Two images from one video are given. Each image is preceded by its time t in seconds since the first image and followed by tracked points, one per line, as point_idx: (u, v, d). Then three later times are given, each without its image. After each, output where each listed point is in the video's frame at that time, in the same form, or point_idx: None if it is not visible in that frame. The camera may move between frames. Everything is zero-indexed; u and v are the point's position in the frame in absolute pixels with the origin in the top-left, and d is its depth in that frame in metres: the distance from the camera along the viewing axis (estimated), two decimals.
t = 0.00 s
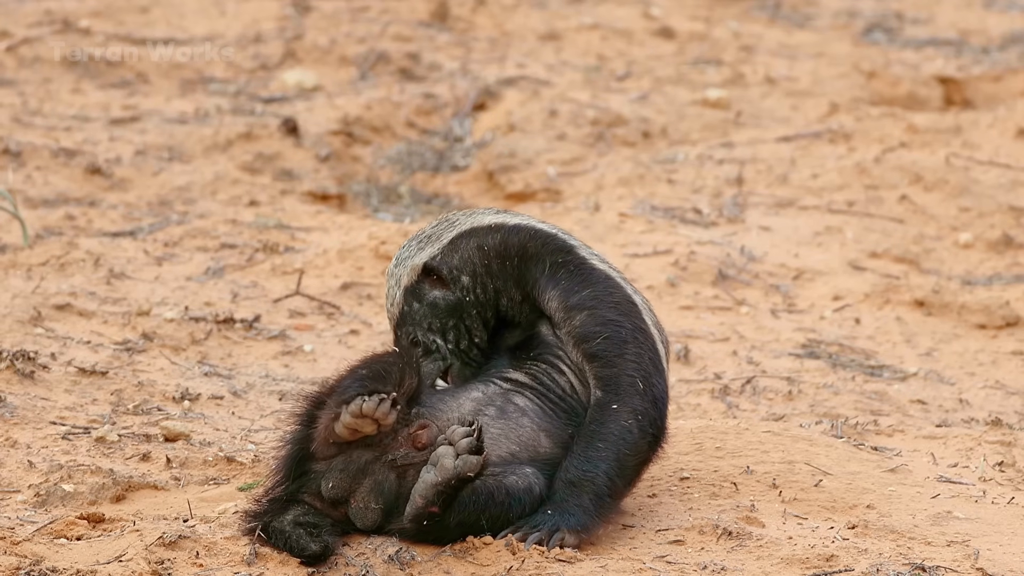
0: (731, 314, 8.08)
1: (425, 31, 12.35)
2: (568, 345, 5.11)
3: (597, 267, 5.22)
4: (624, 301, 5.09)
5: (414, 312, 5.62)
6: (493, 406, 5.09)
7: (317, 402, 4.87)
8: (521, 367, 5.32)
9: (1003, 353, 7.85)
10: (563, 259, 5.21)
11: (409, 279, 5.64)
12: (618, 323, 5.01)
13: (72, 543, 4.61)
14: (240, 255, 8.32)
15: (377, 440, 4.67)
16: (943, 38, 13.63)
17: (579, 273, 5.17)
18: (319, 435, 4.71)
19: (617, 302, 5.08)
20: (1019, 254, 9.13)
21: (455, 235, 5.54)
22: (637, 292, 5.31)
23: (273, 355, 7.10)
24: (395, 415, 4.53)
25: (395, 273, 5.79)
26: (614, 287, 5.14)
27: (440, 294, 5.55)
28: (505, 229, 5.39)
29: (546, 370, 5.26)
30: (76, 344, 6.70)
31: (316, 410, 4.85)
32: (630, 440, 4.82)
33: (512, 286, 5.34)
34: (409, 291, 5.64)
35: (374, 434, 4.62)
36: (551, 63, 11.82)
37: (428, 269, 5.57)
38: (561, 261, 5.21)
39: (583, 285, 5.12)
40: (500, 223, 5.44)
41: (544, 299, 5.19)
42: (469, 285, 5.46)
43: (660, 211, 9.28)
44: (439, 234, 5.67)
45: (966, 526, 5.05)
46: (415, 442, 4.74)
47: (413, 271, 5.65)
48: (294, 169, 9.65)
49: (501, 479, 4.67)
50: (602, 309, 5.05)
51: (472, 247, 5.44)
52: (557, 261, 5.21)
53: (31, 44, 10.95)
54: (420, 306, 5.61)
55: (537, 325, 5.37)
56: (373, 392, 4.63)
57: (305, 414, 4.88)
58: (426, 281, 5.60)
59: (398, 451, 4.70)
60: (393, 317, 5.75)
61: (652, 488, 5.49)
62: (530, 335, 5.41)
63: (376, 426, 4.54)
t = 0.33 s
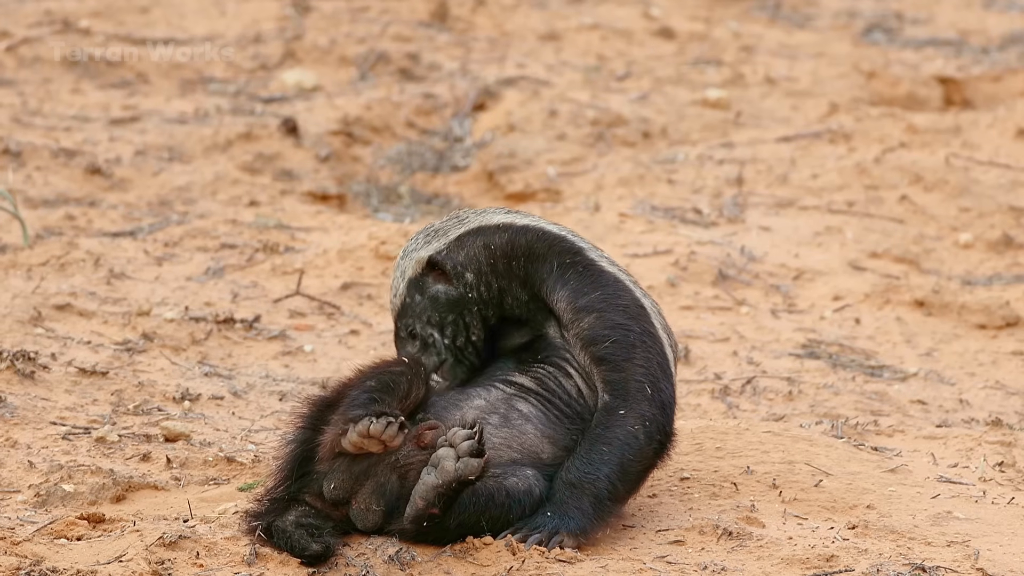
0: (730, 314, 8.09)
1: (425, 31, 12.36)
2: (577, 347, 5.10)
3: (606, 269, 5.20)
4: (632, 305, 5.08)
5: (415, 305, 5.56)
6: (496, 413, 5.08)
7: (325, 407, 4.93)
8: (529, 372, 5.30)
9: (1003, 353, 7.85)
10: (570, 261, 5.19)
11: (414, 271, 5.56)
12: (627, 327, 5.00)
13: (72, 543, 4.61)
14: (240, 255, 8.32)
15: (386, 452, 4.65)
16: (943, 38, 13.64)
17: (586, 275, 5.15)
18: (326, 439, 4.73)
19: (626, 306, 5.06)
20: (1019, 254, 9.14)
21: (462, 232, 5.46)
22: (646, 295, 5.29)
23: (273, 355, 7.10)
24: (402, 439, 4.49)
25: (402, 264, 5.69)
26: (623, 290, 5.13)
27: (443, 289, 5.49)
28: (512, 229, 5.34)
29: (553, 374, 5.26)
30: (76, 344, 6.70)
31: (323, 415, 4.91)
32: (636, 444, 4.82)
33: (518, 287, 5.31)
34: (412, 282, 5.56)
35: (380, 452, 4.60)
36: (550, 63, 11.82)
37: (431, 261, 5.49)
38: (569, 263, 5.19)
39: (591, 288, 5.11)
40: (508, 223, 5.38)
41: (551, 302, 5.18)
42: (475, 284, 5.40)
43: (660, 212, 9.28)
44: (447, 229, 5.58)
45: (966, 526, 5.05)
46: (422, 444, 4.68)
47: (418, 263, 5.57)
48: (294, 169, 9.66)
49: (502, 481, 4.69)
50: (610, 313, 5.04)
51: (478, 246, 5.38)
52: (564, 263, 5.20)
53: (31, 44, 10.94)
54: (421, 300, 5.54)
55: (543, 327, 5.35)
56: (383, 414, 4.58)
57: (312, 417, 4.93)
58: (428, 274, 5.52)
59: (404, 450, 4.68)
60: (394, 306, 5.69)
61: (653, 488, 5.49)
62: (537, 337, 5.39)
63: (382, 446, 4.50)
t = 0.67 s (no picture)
0: (731, 314, 8.08)
1: (425, 31, 12.36)
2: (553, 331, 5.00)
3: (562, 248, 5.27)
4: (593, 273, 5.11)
5: (378, 329, 5.67)
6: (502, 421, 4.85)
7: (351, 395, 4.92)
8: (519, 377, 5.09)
9: (1003, 353, 7.85)
10: (527, 258, 5.23)
11: (374, 297, 5.70)
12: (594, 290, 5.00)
13: (72, 543, 4.61)
14: (240, 255, 8.32)
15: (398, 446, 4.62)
16: (943, 38, 13.64)
17: (546, 259, 5.19)
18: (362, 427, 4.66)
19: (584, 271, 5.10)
20: (1019, 254, 9.13)
21: (419, 252, 5.59)
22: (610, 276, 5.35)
23: (273, 355, 7.10)
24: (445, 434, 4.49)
25: (361, 290, 5.87)
26: (584, 263, 5.17)
27: (405, 310, 5.59)
28: (467, 240, 5.45)
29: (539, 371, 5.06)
30: (76, 344, 6.70)
31: (350, 402, 4.90)
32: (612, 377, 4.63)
33: (479, 292, 5.33)
34: (374, 308, 5.69)
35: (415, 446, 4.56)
36: (550, 63, 11.82)
37: (392, 285, 5.62)
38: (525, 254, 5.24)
39: (550, 261, 5.16)
40: (461, 235, 5.51)
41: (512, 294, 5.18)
42: (442, 301, 5.45)
43: (660, 211, 9.28)
44: (404, 252, 5.76)
45: (967, 526, 5.04)
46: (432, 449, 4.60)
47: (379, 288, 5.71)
48: (294, 169, 9.66)
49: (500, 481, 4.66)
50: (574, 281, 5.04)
51: (437, 262, 5.48)
52: (521, 261, 5.23)
53: (31, 44, 10.94)
54: (386, 323, 5.65)
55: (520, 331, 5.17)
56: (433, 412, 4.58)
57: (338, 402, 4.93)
58: (389, 296, 5.64)
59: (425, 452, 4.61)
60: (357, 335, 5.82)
61: (652, 488, 5.48)
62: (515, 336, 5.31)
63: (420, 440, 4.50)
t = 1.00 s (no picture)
0: (731, 314, 8.09)
1: (425, 31, 12.36)
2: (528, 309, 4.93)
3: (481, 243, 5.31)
4: (523, 254, 5.21)
5: (307, 372, 5.53)
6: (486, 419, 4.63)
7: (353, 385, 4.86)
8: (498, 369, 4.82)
9: (1003, 353, 7.85)
10: (450, 261, 5.24)
11: (304, 339, 5.56)
12: (539, 268, 5.09)
13: (72, 543, 4.61)
14: (240, 255, 8.32)
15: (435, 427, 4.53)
16: (943, 38, 13.64)
17: (473, 255, 5.22)
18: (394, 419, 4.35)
19: (513, 255, 5.20)
20: (1019, 254, 9.13)
21: (347, 293, 5.47)
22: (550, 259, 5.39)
23: (273, 354, 7.09)
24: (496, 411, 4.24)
25: (294, 331, 5.72)
26: (508, 247, 5.27)
27: (334, 354, 5.45)
28: (388, 272, 5.35)
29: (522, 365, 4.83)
30: (76, 343, 6.70)
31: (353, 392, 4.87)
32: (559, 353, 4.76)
33: (416, 314, 5.28)
34: (303, 352, 5.54)
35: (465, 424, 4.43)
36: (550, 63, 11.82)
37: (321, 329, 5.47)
38: (446, 259, 5.25)
39: (478, 258, 5.21)
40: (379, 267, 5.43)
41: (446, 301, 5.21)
42: (375, 334, 5.35)
43: (660, 211, 9.28)
44: (332, 293, 5.62)
45: (966, 525, 5.05)
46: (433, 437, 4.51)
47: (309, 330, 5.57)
48: (294, 169, 9.66)
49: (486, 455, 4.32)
50: (508, 265, 5.13)
51: (366, 300, 5.37)
52: (442, 266, 5.25)
53: (31, 44, 10.94)
54: (313, 366, 5.50)
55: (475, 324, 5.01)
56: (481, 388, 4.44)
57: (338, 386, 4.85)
58: (320, 341, 5.48)
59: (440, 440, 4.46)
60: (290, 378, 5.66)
61: (652, 488, 5.47)
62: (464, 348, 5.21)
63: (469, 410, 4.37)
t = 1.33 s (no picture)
0: (730, 314, 8.08)
1: (425, 31, 12.36)
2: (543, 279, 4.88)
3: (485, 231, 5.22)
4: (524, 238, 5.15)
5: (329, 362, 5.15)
6: (495, 428, 4.72)
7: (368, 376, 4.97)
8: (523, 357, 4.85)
9: (1003, 353, 7.85)
10: (456, 244, 5.11)
11: (320, 329, 5.24)
12: (542, 246, 5.06)
13: (72, 543, 4.62)
14: (240, 255, 8.32)
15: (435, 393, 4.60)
16: (943, 38, 13.64)
17: (475, 237, 5.14)
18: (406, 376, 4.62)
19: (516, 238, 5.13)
20: (1019, 254, 9.13)
21: (353, 277, 5.23)
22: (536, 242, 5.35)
23: (273, 355, 7.09)
24: (503, 354, 4.36)
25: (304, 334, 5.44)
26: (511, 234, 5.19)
27: (353, 336, 5.10)
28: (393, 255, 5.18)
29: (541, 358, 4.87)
30: (76, 344, 6.70)
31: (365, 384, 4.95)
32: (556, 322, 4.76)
33: (424, 290, 5.01)
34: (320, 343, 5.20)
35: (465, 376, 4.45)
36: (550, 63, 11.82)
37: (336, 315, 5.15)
38: (444, 244, 5.13)
39: (474, 241, 5.11)
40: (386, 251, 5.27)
41: (449, 275, 5.01)
42: (387, 311, 5.04)
43: (660, 211, 9.28)
44: (337, 284, 5.39)
45: (966, 525, 5.05)
46: (434, 444, 4.75)
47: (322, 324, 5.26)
48: (294, 169, 9.66)
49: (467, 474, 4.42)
50: (515, 245, 5.07)
51: (373, 278, 5.12)
52: (450, 248, 5.10)
53: (31, 44, 10.94)
54: (336, 352, 5.14)
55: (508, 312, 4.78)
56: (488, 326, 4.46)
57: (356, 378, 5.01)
58: (335, 327, 5.15)
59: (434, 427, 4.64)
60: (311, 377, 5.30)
61: (652, 488, 5.48)
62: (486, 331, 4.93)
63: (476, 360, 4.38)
